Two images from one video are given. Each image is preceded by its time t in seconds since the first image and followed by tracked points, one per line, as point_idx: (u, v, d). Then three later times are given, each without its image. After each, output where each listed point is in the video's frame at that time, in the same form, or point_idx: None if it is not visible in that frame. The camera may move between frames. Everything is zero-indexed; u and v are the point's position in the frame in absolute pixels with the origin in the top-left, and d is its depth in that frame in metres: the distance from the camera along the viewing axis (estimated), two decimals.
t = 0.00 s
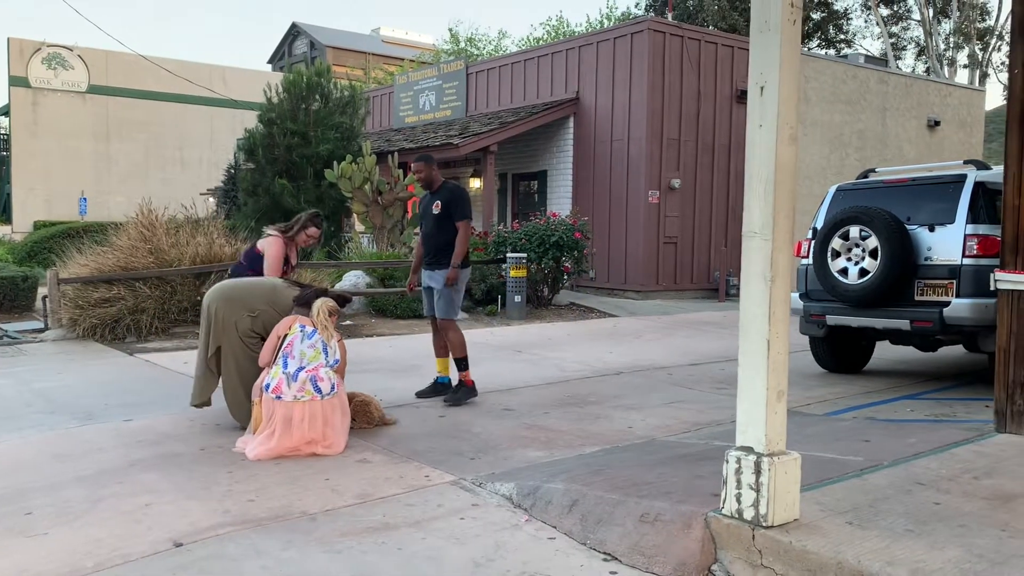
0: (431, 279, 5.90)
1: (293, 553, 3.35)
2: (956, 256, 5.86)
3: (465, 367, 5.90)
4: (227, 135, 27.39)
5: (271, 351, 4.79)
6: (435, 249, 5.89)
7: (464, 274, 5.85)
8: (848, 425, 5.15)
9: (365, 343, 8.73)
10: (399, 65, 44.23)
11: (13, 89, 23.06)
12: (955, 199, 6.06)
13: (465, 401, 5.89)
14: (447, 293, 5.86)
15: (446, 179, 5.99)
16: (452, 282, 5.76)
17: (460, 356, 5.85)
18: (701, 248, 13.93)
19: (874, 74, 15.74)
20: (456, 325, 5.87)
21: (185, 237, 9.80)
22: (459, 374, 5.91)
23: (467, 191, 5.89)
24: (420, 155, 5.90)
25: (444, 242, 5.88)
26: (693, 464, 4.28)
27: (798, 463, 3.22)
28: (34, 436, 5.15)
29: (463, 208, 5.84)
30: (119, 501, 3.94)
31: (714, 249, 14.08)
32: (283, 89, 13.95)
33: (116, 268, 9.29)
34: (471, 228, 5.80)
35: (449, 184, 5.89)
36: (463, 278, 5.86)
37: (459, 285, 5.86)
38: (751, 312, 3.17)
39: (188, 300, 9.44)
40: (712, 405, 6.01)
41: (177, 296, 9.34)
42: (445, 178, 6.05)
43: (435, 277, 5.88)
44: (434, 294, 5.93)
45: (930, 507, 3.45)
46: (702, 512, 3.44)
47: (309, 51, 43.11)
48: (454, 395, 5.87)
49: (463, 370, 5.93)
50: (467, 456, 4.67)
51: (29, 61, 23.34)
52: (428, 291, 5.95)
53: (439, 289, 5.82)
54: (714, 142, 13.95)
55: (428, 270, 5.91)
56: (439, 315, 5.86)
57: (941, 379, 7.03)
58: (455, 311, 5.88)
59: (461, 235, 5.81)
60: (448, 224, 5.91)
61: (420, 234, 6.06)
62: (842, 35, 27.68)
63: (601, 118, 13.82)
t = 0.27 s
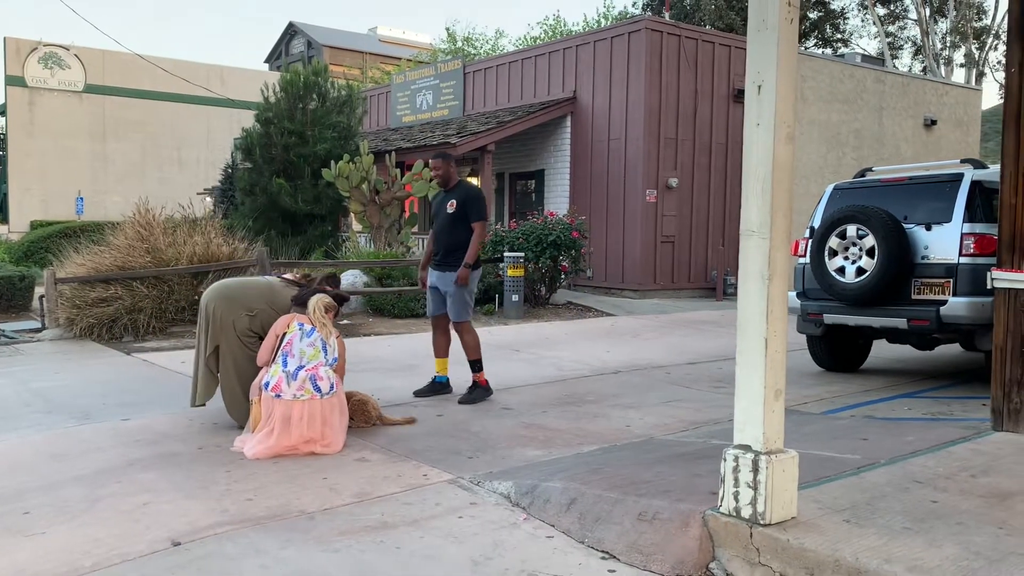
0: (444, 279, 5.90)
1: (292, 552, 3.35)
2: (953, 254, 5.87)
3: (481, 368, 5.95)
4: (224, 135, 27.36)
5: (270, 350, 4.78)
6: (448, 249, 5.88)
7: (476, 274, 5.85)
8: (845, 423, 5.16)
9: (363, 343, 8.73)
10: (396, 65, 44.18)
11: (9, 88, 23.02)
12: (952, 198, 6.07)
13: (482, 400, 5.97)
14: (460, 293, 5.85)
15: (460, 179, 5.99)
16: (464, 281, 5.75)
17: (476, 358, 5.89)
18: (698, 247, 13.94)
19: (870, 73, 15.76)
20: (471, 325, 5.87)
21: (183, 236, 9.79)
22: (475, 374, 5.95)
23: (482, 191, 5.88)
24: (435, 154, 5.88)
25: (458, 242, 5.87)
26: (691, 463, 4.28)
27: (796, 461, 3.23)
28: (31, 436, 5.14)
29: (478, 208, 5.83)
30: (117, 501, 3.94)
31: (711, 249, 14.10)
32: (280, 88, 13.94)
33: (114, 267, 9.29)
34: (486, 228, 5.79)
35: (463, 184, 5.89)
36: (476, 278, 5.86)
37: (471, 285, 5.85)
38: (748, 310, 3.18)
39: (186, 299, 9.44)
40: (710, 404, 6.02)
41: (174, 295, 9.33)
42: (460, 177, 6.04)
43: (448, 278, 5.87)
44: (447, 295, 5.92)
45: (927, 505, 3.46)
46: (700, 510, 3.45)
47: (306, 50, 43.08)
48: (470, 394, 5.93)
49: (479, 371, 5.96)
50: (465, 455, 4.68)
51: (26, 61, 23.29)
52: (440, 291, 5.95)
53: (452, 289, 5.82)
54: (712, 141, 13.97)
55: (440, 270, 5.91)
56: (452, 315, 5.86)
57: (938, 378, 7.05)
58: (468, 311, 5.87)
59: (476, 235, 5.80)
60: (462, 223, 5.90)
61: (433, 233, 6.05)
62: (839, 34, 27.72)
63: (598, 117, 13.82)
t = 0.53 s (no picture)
0: (466, 281, 5.89)
1: (293, 552, 3.36)
2: (953, 255, 5.88)
3: (487, 371, 5.95)
4: (226, 135, 27.38)
5: (271, 350, 4.79)
6: (471, 252, 5.88)
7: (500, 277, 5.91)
8: (846, 424, 5.17)
9: (364, 343, 8.73)
10: (397, 65, 44.19)
11: (10, 88, 23.05)
12: (953, 199, 6.07)
13: (484, 401, 5.99)
14: (483, 295, 5.89)
15: (476, 182, 6.00)
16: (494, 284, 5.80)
17: (486, 361, 5.90)
18: (699, 247, 13.95)
19: (871, 74, 15.76)
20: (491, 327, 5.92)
21: (184, 237, 9.81)
22: (480, 376, 5.96)
23: (503, 195, 5.95)
24: (457, 157, 5.85)
25: (481, 245, 5.90)
26: (691, 463, 4.29)
27: (795, 462, 3.23)
28: (33, 436, 5.16)
29: (503, 212, 5.91)
30: (119, 501, 3.95)
31: (712, 249, 14.11)
32: (281, 89, 13.96)
33: (115, 267, 9.31)
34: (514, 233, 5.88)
35: (486, 188, 5.91)
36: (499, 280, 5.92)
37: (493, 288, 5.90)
38: (748, 311, 3.19)
39: (187, 299, 9.46)
40: (710, 404, 6.03)
41: (176, 296, 9.34)
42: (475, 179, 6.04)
43: (471, 280, 5.88)
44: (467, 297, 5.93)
45: (927, 505, 3.46)
46: (700, 510, 3.46)
47: (308, 51, 43.11)
48: (473, 395, 5.94)
49: (484, 373, 5.96)
50: (466, 455, 4.69)
51: (27, 61, 23.32)
52: (459, 293, 5.93)
53: (478, 292, 5.83)
54: (712, 142, 13.98)
55: (462, 272, 5.89)
56: (475, 318, 5.87)
57: (938, 379, 7.05)
58: (487, 313, 5.91)
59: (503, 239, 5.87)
60: (483, 227, 5.93)
61: (450, 234, 6.01)
62: (840, 34, 27.72)
63: (599, 118, 13.83)
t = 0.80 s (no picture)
0: (470, 280, 5.89)
1: (295, 550, 3.36)
2: (955, 254, 5.88)
3: (489, 370, 5.95)
4: (227, 134, 27.39)
5: (270, 349, 4.80)
6: (475, 250, 5.88)
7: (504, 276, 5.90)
8: (847, 423, 5.17)
9: (365, 342, 8.73)
10: (398, 64, 44.17)
11: (11, 88, 23.07)
12: (954, 198, 6.07)
13: (484, 400, 5.99)
14: (488, 294, 5.88)
15: (483, 181, 6.00)
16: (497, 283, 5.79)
17: (488, 359, 5.90)
18: (700, 247, 13.95)
19: (872, 73, 15.76)
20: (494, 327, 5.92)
21: (185, 236, 9.82)
22: (481, 375, 5.96)
23: (509, 194, 5.93)
24: (463, 156, 5.85)
25: (486, 244, 5.90)
26: (692, 462, 4.29)
27: (797, 460, 3.24)
28: (34, 435, 5.16)
29: (508, 211, 5.89)
30: (121, 499, 3.96)
31: (713, 248, 14.10)
32: (282, 88, 13.95)
33: (116, 267, 9.31)
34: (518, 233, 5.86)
35: (491, 187, 5.91)
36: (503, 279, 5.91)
37: (497, 286, 5.89)
38: (750, 309, 3.19)
39: (188, 299, 9.46)
40: (711, 403, 6.02)
41: (176, 295, 9.34)
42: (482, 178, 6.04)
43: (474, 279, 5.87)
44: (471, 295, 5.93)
45: (928, 504, 3.46)
46: (701, 508, 3.46)
47: (309, 50, 43.11)
48: (473, 394, 5.94)
49: (485, 373, 5.96)
50: (467, 454, 4.69)
51: (28, 61, 23.33)
52: (464, 291, 5.93)
53: (481, 291, 5.83)
54: (713, 141, 13.97)
55: (466, 271, 5.89)
56: (478, 316, 5.87)
57: (939, 378, 7.05)
58: (492, 312, 5.91)
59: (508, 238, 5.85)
60: (489, 226, 5.93)
61: (456, 234, 6.02)
62: (841, 34, 27.70)
63: (600, 117, 13.83)
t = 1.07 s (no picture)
0: (473, 280, 5.89)
1: (300, 550, 3.38)
2: (960, 255, 5.87)
3: (493, 370, 5.96)
4: (232, 134, 27.46)
5: (274, 350, 4.82)
6: (480, 250, 5.88)
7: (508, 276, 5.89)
8: (851, 423, 5.17)
9: (370, 342, 8.75)
10: (403, 65, 44.19)
11: (18, 88, 23.17)
12: (960, 198, 6.06)
13: (489, 399, 5.99)
14: (491, 294, 5.87)
15: (489, 182, 6.01)
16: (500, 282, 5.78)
17: (492, 359, 5.91)
18: (705, 247, 13.95)
19: (878, 73, 15.72)
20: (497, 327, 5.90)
21: (191, 236, 9.85)
22: (486, 375, 5.97)
23: (515, 195, 5.93)
24: (468, 156, 5.87)
25: (490, 244, 5.89)
26: (697, 462, 4.30)
27: (802, 461, 3.23)
28: (40, 434, 5.18)
29: (513, 212, 5.89)
30: (127, 499, 3.97)
31: (718, 248, 14.09)
32: (287, 88, 13.99)
33: (122, 266, 9.34)
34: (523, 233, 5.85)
35: (497, 187, 5.91)
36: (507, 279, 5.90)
37: (500, 287, 5.88)
38: (755, 309, 3.19)
39: (194, 298, 9.49)
40: (716, 403, 6.02)
41: (182, 295, 9.37)
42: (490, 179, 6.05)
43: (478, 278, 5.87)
44: (474, 296, 5.93)
45: (933, 505, 3.46)
46: (706, 509, 3.47)
47: (314, 50, 43.19)
48: (477, 394, 5.94)
49: (490, 373, 5.97)
50: (472, 453, 4.70)
51: (34, 61, 23.43)
52: (468, 291, 5.93)
53: (484, 290, 5.82)
54: (718, 141, 13.96)
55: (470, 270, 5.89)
56: (482, 316, 5.86)
57: (945, 378, 7.03)
58: (496, 312, 5.90)
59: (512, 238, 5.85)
60: (493, 226, 5.93)
61: (461, 234, 6.04)
62: (847, 33, 27.64)
63: (605, 117, 13.83)
